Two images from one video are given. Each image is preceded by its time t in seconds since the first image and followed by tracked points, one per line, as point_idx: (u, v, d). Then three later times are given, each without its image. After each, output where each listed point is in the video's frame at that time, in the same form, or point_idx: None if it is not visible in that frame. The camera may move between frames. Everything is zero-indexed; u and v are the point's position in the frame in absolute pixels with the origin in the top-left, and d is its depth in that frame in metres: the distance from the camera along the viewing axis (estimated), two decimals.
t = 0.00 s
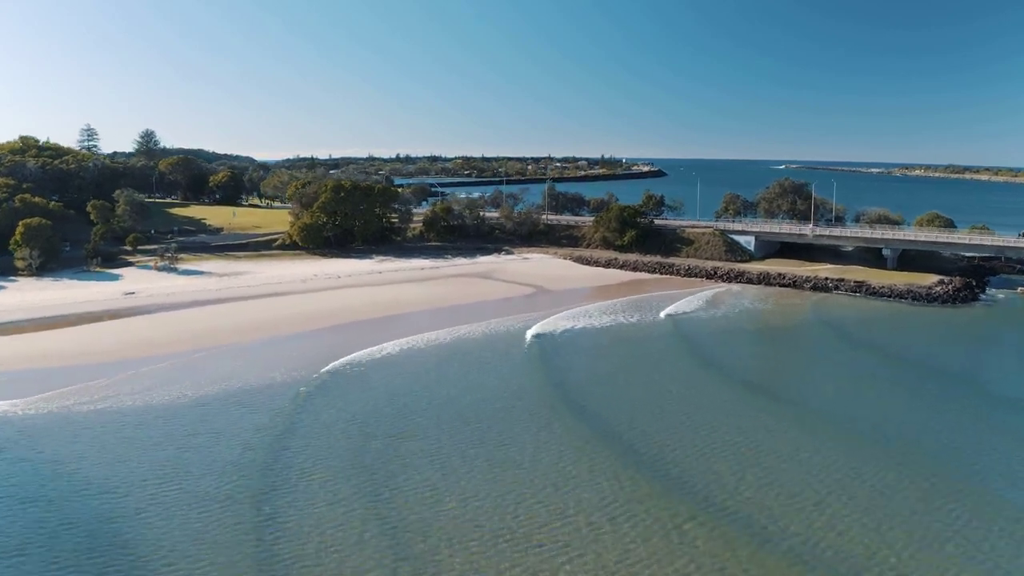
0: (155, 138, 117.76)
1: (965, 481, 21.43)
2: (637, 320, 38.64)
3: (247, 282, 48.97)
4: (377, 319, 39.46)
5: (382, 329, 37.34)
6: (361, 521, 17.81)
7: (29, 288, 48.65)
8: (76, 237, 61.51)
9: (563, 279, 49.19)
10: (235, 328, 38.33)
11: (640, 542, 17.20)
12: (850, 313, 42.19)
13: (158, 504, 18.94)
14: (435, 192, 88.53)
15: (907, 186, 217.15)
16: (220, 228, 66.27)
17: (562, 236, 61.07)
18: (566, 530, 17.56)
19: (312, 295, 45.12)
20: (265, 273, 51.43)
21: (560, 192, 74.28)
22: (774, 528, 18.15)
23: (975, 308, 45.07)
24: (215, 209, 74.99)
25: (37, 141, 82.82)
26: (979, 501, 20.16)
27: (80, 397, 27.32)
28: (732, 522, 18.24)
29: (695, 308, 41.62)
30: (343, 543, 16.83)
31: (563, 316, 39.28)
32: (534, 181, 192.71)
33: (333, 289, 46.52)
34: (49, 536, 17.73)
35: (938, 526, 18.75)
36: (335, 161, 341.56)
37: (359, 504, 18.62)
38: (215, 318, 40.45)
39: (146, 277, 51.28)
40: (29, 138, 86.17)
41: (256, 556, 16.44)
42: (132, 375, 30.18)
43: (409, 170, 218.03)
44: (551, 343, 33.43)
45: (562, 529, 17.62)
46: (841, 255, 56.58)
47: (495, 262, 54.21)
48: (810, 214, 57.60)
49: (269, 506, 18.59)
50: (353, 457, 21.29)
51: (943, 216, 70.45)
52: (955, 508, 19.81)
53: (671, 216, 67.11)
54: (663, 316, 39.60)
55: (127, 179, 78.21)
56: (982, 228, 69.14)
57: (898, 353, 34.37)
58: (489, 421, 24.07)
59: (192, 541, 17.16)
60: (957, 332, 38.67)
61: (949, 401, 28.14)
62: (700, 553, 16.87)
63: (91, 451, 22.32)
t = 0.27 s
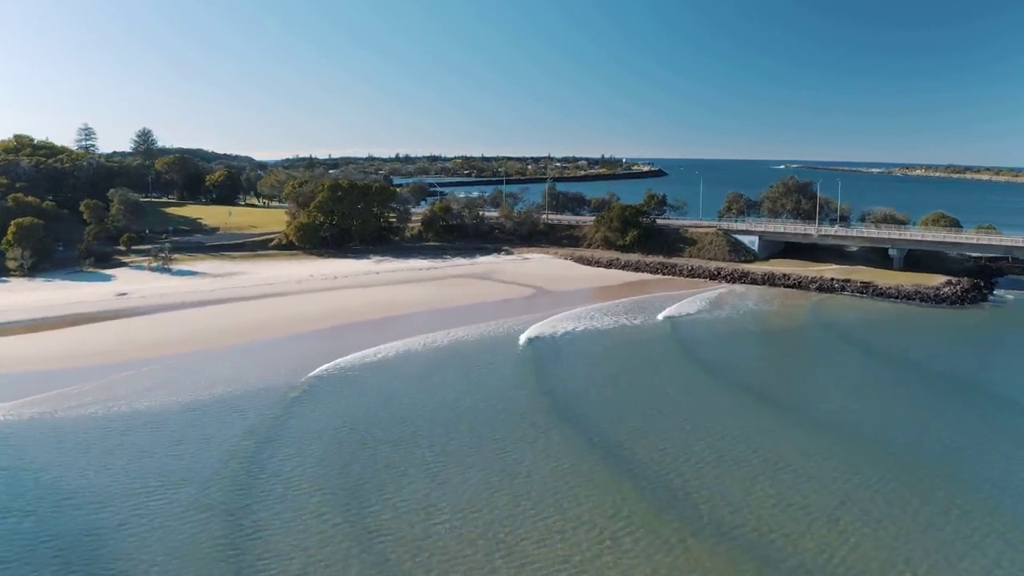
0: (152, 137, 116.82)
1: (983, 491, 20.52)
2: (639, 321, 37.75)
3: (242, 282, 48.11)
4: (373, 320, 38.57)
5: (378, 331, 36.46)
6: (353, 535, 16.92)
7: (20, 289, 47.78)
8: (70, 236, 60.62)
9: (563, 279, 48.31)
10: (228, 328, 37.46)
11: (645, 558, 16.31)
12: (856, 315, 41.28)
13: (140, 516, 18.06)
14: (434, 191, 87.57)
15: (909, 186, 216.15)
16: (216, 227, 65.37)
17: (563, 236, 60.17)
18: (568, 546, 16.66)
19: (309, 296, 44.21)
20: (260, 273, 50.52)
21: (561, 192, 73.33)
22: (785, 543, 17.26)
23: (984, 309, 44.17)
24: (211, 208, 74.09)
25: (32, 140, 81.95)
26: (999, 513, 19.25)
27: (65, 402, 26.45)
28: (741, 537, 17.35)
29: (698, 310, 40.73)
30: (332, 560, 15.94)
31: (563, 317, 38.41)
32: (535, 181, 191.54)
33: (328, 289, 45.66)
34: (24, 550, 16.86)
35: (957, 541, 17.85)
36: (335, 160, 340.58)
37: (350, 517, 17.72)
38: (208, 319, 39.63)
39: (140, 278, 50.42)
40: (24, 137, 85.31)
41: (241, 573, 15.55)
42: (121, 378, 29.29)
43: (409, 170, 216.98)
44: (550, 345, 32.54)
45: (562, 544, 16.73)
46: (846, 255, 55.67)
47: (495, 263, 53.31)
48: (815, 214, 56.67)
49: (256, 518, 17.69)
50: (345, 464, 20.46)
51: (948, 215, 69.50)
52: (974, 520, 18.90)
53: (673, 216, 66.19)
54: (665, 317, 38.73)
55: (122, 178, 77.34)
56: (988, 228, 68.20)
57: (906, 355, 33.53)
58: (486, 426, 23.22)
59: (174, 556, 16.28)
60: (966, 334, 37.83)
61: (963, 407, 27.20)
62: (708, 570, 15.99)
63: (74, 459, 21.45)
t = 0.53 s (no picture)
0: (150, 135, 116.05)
1: (1003, 503, 19.59)
2: (641, 323, 36.91)
3: (237, 283, 47.26)
4: (370, 322, 37.70)
5: (374, 332, 35.56)
6: (343, 551, 16.03)
7: (10, 289, 46.86)
8: (63, 236, 59.71)
9: (563, 280, 47.44)
10: (221, 330, 36.62)
11: None
12: (864, 317, 40.36)
13: (120, 530, 17.16)
14: (433, 191, 86.61)
15: (910, 186, 215.25)
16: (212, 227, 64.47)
17: (564, 236, 59.25)
18: (569, 563, 15.76)
19: (305, 297, 43.29)
20: (256, 274, 49.60)
21: (562, 191, 72.40)
22: (799, 560, 16.34)
23: (994, 311, 43.22)
24: (207, 208, 73.17)
25: (27, 139, 81.07)
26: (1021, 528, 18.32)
27: (49, 407, 25.52)
28: (752, 554, 16.44)
29: (703, 312, 39.80)
30: None
31: (564, 319, 37.55)
32: (535, 181, 190.44)
33: (324, 290, 44.80)
34: None
35: (979, 558, 16.93)
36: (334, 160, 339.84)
37: (341, 531, 16.82)
38: (201, 320, 38.82)
39: (133, 278, 49.51)
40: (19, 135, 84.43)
41: None
42: (108, 382, 28.38)
43: (409, 170, 216.02)
44: (550, 348, 31.67)
45: (564, 561, 15.83)
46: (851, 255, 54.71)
47: (494, 263, 52.39)
48: (819, 214, 55.71)
49: (242, 533, 16.80)
50: (337, 473, 19.64)
51: (954, 216, 68.54)
52: (996, 535, 17.98)
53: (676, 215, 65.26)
54: (668, 319, 37.88)
55: (118, 177, 76.46)
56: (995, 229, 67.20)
57: (915, 359, 32.71)
58: (485, 433, 22.37)
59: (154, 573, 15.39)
60: (976, 336, 37.02)
61: (978, 413, 26.25)
62: None
63: (54, 468, 20.54)
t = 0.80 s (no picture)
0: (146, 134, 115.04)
1: None
2: (644, 326, 35.85)
3: (230, 284, 46.22)
4: (365, 324, 36.63)
5: (369, 335, 34.47)
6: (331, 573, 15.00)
7: None
8: (55, 236, 58.65)
9: (564, 281, 46.37)
10: (212, 332, 35.60)
11: None
12: (873, 319, 39.31)
13: (97, 549, 16.15)
14: (432, 190, 85.52)
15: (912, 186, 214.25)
16: (207, 227, 63.40)
17: (565, 236, 58.19)
18: None
19: (300, 299, 42.23)
20: (250, 275, 48.55)
21: (562, 190, 71.29)
22: None
23: (1005, 313, 42.20)
24: (203, 207, 72.06)
25: (20, 138, 80.00)
26: None
27: (31, 414, 24.47)
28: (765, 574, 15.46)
29: (708, 314, 38.76)
30: None
31: (565, 321, 36.48)
32: (535, 180, 189.29)
33: (319, 292, 43.74)
34: None
35: None
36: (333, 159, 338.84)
37: (331, 550, 15.83)
38: (192, 322, 37.79)
39: (125, 280, 48.47)
40: (12, 135, 83.28)
41: None
42: (93, 388, 27.31)
43: (408, 169, 214.87)
44: (550, 352, 30.60)
45: None
46: (857, 256, 53.65)
47: (494, 264, 51.36)
48: (825, 213, 54.64)
49: (225, 552, 15.81)
50: (326, 487, 18.58)
51: (961, 215, 67.43)
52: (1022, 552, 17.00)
53: (678, 215, 64.17)
54: (671, 322, 36.84)
55: (112, 176, 75.41)
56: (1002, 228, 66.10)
57: (927, 363, 31.67)
58: (483, 442, 21.31)
59: None
60: (989, 339, 35.98)
61: (997, 419, 25.20)
62: None
63: (30, 481, 19.50)
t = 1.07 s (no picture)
0: (141, 133, 113.99)
1: None
2: (648, 328, 35.00)
3: (225, 285, 45.34)
4: (362, 326, 35.75)
5: (366, 338, 33.57)
6: None
7: None
8: (48, 236, 57.73)
9: (565, 282, 45.50)
10: (205, 334, 34.73)
11: None
12: (881, 322, 38.48)
13: (73, 565, 15.27)
14: (431, 190, 84.61)
15: (913, 186, 213.42)
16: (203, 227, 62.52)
17: (565, 236, 57.30)
18: None
19: (295, 300, 41.36)
20: (245, 276, 47.66)
21: (563, 190, 70.39)
22: None
23: (1015, 315, 41.39)
24: (198, 207, 71.12)
25: (13, 138, 79.00)
26: None
27: (12, 421, 23.54)
28: None
29: (712, 317, 37.91)
30: None
31: (567, 323, 35.61)
32: (535, 180, 188.40)
33: (316, 293, 42.85)
34: None
35: None
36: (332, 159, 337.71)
37: (320, 567, 14.96)
38: (186, 324, 36.93)
39: (118, 281, 47.58)
40: (6, 133, 82.23)
41: None
42: (79, 393, 26.39)
43: (407, 169, 213.82)
44: (552, 357, 29.73)
45: None
46: (863, 256, 52.79)
47: (494, 264, 50.49)
48: (830, 213, 53.78)
49: (209, 569, 14.93)
50: (319, 500, 17.70)
51: (966, 215, 66.60)
52: None
53: (680, 215, 63.27)
54: (676, 324, 35.99)
55: (106, 176, 74.45)
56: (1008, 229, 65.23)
57: (939, 367, 30.81)
58: (482, 451, 20.44)
59: None
60: (1001, 342, 35.12)
61: (1013, 426, 24.40)
62: None
63: (7, 492, 18.59)
